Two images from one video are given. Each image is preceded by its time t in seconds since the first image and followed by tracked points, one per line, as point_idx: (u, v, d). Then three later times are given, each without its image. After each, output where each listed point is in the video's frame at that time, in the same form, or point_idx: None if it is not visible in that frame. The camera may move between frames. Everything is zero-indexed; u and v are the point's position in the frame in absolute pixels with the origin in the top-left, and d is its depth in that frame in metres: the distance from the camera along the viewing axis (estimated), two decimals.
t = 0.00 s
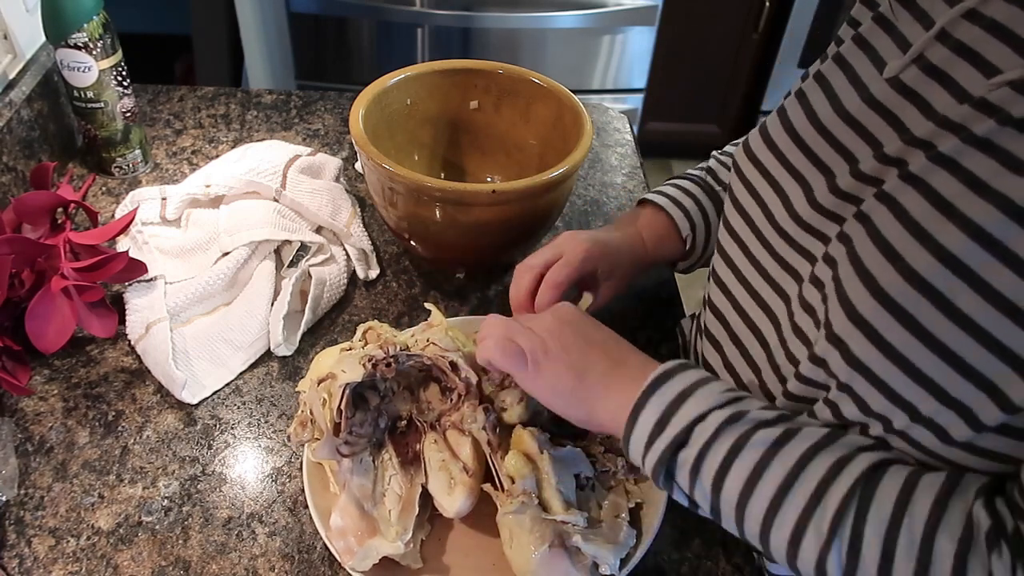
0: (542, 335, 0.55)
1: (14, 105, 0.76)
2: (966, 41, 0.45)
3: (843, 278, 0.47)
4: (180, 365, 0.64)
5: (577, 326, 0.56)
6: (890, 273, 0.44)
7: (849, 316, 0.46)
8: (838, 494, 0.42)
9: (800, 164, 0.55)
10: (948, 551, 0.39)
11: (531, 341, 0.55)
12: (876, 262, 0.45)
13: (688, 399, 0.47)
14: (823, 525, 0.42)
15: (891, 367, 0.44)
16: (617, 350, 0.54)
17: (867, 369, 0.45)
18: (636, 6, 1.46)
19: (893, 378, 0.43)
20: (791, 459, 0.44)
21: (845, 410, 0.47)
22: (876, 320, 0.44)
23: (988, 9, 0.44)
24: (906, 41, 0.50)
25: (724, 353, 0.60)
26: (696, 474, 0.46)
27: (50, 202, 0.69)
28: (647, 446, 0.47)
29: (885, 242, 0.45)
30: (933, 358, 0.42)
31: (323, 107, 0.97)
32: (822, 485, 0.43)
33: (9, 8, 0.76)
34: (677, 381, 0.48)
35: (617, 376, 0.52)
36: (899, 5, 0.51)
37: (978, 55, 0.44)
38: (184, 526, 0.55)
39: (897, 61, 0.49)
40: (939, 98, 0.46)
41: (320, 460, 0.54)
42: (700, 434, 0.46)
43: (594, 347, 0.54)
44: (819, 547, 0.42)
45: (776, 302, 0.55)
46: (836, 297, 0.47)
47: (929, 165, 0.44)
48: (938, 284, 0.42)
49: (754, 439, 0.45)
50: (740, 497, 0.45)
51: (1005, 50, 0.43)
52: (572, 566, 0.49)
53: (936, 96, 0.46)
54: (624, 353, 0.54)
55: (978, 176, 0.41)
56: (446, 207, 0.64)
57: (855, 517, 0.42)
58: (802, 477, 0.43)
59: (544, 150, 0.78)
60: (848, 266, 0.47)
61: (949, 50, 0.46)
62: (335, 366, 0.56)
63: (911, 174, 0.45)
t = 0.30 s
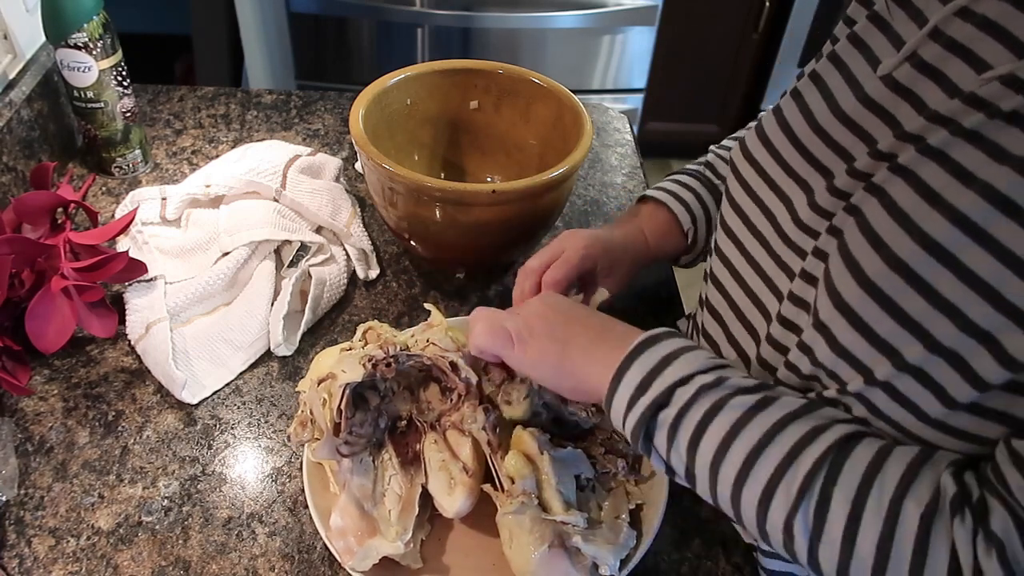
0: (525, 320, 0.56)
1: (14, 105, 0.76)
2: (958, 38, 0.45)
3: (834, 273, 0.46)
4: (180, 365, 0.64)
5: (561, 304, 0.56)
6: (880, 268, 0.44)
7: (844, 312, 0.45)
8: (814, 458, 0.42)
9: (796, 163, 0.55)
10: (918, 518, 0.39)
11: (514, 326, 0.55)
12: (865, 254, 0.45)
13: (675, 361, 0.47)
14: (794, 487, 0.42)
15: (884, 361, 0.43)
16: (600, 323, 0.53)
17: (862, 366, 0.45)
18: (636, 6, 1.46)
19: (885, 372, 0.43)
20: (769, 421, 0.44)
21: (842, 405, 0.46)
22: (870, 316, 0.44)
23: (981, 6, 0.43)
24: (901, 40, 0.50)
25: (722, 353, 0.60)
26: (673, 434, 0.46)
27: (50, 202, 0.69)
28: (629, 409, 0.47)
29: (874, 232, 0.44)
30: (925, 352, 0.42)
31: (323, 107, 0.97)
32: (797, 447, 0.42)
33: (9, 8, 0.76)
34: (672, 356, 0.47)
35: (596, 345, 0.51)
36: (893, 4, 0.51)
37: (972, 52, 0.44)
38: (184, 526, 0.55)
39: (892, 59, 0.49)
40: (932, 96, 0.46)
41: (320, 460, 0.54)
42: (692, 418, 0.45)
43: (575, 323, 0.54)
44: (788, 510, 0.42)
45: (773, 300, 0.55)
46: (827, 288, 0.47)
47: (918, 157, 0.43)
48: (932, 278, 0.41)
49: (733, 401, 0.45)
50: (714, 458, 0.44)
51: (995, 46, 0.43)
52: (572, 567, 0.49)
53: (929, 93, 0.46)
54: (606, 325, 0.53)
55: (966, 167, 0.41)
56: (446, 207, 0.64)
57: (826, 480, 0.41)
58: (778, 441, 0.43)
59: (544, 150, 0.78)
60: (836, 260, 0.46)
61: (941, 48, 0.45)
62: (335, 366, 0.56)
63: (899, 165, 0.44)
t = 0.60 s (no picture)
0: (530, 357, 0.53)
1: (14, 104, 0.76)
2: (949, 39, 0.45)
3: (834, 273, 0.47)
4: (180, 365, 0.64)
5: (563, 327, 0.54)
6: (884, 269, 0.44)
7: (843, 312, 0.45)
8: (858, 503, 0.41)
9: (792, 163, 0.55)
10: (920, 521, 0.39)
11: (522, 365, 0.53)
12: (868, 257, 0.45)
13: (699, 399, 0.46)
14: (843, 536, 0.41)
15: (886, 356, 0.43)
16: (607, 344, 0.52)
17: (863, 361, 0.44)
18: (636, 6, 1.46)
19: (888, 366, 0.43)
20: (806, 464, 0.43)
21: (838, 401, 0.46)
22: (870, 314, 0.44)
23: (971, 7, 0.44)
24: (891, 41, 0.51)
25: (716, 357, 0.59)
26: (708, 478, 0.45)
27: (50, 202, 0.69)
28: (655, 455, 0.46)
29: (879, 235, 0.45)
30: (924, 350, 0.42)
31: (323, 107, 0.97)
32: (841, 492, 0.42)
33: (9, 8, 0.76)
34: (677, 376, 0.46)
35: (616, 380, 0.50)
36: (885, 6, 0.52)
37: (962, 52, 0.44)
38: (184, 526, 0.55)
39: (884, 60, 0.50)
40: (924, 95, 0.46)
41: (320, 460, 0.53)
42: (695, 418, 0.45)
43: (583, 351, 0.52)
44: (839, 555, 0.41)
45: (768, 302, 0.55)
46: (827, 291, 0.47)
47: (916, 161, 0.44)
48: (931, 275, 0.42)
49: (768, 442, 0.44)
50: (753, 503, 0.44)
51: (986, 46, 0.43)
52: (572, 567, 0.49)
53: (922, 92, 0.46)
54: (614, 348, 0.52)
55: (965, 169, 0.42)
56: (446, 207, 0.64)
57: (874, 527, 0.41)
58: (820, 485, 0.42)
59: (544, 150, 0.78)
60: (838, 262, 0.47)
61: (933, 49, 0.46)
62: (334, 366, 0.57)
63: (898, 170, 0.45)
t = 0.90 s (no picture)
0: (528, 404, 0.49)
1: (14, 105, 0.76)
2: (959, 34, 0.45)
3: (835, 272, 0.47)
4: (180, 365, 0.64)
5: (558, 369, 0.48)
6: (887, 262, 0.44)
7: (846, 311, 0.45)
8: (874, 532, 0.41)
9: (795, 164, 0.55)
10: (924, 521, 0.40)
11: (521, 404, 0.49)
12: (873, 254, 0.45)
13: (701, 439, 0.44)
14: (860, 563, 0.41)
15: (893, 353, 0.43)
16: (607, 377, 0.48)
17: (871, 357, 0.44)
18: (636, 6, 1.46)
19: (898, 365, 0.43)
20: (822, 489, 0.42)
21: (842, 394, 0.46)
22: (874, 309, 0.44)
23: (977, 2, 0.45)
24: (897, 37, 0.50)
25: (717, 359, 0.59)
26: (721, 507, 0.44)
27: (50, 202, 0.69)
28: (668, 486, 0.45)
29: (885, 228, 0.45)
30: (930, 341, 0.42)
31: (323, 107, 0.97)
32: (858, 515, 0.41)
33: (9, 8, 0.76)
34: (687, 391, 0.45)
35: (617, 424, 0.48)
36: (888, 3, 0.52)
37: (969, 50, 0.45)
38: (184, 526, 0.55)
39: (889, 57, 0.49)
40: (930, 92, 0.46)
41: (320, 460, 0.54)
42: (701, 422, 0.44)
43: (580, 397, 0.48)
44: None
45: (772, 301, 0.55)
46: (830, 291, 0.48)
47: (921, 156, 0.44)
48: (938, 270, 0.42)
49: (776, 477, 0.43)
50: (769, 531, 0.43)
51: (996, 41, 0.44)
52: (572, 567, 0.49)
53: (927, 89, 0.46)
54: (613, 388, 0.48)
55: (972, 164, 0.42)
56: (445, 207, 0.64)
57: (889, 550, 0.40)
58: (836, 518, 0.42)
59: (544, 150, 0.78)
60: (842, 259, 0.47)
61: (943, 44, 0.46)
62: (334, 366, 0.57)
63: (904, 164, 0.45)
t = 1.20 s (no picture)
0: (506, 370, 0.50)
1: (14, 104, 0.76)
2: (988, 45, 0.42)
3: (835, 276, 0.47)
4: (181, 365, 0.64)
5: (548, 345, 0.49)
6: (884, 279, 0.43)
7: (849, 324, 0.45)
8: (825, 544, 0.40)
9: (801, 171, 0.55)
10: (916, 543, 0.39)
11: (501, 381, 0.49)
12: (873, 272, 0.44)
13: (663, 439, 0.44)
14: None
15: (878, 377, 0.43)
16: (586, 374, 0.47)
17: (857, 377, 0.44)
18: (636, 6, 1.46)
19: (882, 387, 0.43)
20: (779, 498, 0.42)
21: (828, 412, 0.46)
22: (864, 327, 0.44)
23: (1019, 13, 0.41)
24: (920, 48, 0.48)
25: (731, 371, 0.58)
26: (678, 511, 0.43)
27: (50, 202, 0.69)
28: (631, 482, 0.44)
29: (883, 244, 0.44)
30: (922, 365, 0.41)
31: (322, 107, 0.97)
32: (811, 526, 0.41)
33: (9, 8, 0.76)
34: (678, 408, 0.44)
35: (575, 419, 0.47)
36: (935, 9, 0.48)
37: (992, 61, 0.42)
38: (184, 526, 0.55)
39: (926, 71, 0.47)
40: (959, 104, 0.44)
41: (320, 460, 0.54)
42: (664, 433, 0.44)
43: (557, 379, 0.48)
44: None
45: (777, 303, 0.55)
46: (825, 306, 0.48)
47: (935, 173, 0.43)
48: (943, 298, 0.41)
49: (734, 483, 0.42)
50: (722, 539, 0.42)
51: None
52: (572, 567, 0.49)
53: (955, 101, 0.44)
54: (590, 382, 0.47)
55: (985, 185, 0.40)
56: (445, 207, 0.64)
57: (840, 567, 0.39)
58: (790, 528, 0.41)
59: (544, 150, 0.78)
60: (836, 277, 0.47)
61: (972, 56, 0.43)
62: (335, 366, 0.57)
63: (918, 181, 0.43)
